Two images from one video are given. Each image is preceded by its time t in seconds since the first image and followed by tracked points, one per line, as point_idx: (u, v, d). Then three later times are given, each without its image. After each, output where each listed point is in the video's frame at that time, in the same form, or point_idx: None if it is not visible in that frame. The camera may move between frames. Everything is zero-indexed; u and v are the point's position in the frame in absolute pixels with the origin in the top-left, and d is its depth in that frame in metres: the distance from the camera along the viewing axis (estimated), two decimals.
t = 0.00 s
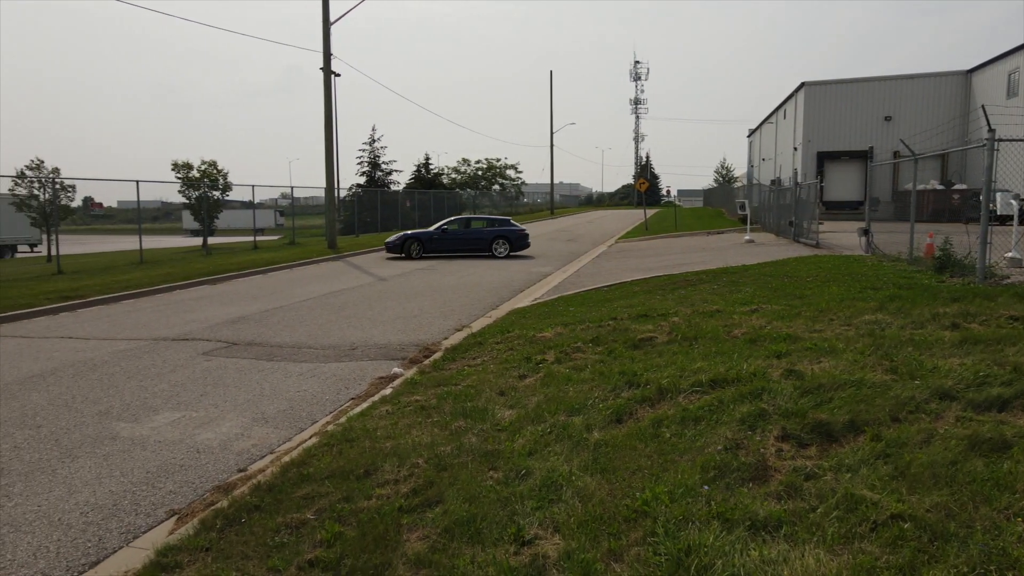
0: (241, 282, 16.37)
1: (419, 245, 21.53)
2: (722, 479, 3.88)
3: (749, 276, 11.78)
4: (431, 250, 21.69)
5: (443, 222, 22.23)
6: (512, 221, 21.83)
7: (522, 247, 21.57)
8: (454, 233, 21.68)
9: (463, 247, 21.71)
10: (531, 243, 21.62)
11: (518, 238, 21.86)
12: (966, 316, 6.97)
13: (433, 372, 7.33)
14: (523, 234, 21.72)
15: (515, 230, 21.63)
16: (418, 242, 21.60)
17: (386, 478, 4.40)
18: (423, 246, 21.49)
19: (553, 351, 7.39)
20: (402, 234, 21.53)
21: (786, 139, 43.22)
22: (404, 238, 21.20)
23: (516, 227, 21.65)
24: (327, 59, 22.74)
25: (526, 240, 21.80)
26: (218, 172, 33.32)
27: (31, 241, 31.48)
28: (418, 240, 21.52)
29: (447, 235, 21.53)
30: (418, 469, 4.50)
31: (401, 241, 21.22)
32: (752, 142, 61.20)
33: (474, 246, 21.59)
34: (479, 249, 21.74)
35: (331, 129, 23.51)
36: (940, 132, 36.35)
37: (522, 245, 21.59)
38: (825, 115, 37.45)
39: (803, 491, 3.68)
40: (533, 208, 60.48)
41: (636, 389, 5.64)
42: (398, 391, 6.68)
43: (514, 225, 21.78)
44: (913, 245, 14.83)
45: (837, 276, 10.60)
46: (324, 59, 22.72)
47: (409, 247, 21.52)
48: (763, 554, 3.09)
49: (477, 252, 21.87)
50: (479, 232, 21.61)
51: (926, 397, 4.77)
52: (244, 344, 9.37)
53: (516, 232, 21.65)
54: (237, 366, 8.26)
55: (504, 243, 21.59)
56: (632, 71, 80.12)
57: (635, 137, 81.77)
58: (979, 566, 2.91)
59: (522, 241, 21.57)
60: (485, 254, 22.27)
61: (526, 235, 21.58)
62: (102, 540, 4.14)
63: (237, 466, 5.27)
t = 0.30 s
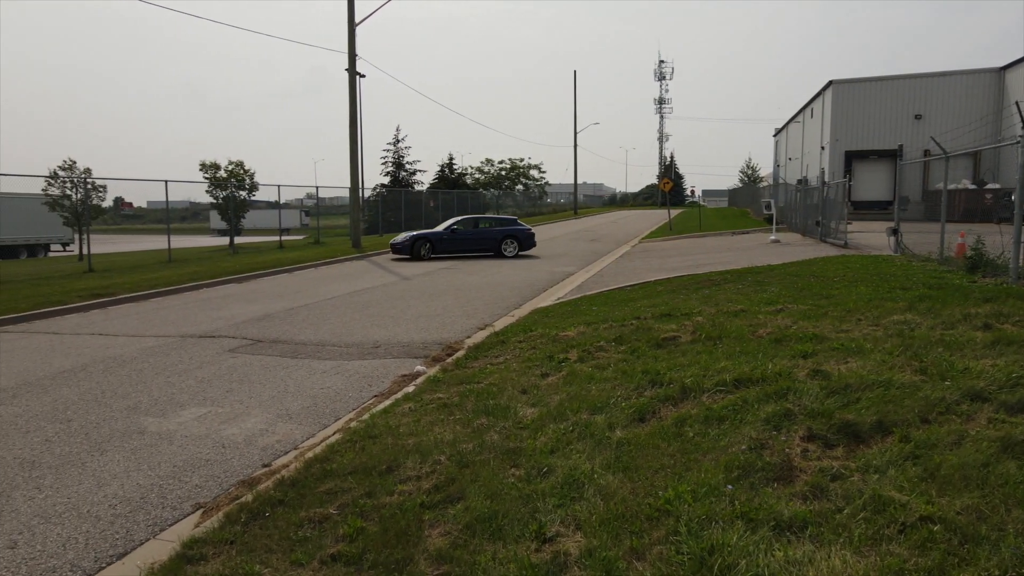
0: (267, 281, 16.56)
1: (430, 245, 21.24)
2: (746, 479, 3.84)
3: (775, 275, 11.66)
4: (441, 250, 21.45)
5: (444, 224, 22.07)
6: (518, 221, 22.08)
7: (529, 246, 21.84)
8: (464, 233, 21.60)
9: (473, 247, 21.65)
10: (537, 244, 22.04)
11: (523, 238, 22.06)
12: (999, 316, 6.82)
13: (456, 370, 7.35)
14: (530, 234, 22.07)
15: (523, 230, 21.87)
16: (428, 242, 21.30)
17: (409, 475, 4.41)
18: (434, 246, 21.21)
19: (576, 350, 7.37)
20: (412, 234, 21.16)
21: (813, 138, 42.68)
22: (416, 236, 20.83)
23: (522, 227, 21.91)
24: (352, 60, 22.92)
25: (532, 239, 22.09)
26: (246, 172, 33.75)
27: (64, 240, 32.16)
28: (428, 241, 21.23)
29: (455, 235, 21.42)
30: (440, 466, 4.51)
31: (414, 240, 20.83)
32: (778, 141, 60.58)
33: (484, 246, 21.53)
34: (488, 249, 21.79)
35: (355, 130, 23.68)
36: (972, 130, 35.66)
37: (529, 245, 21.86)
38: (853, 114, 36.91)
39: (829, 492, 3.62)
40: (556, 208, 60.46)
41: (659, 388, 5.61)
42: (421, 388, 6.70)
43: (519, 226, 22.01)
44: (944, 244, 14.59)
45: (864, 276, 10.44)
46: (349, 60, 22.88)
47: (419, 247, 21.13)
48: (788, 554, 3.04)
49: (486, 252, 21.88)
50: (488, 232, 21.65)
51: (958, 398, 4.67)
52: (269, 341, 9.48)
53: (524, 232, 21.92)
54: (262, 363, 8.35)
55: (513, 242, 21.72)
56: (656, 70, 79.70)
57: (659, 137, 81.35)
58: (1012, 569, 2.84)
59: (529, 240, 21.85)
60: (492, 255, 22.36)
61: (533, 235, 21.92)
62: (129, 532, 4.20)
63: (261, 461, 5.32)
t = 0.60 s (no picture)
0: (288, 279, 16.70)
1: (439, 245, 21.03)
2: (768, 478, 3.80)
3: (797, 275, 11.54)
4: (450, 250, 21.29)
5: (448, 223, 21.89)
6: (522, 220, 22.12)
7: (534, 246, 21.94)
8: (472, 233, 21.51)
9: (480, 247, 21.57)
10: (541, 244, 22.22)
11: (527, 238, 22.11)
12: None
13: (476, 368, 7.35)
14: (534, 234, 22.18)
15: (528, 229, 21.95)
16: (437, 242, 21.10)
17: (428, 471, 4.42)
18: (443, 246, 21.02)
19: (596, 348, 7.34)
20: (421, 234, 20.89)
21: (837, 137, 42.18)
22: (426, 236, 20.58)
23: (527, 227, 21.98)
24: (373, 60, 23.05)
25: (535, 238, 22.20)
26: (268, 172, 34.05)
27: (91, 239, 32.68)
28: (437, 241, 21.02)
29: (463, 235, 21.28)
30: (460, 462, 4.52)
31: (422, 240, 20.57)
32: (801, 140, 59.89)
33: (492, 246, 21.45)
34: (494, 249, 21.74)
35: (376, 130, 23.81)
36: (1001, 128, 35.01)
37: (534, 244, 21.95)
38: (878, 112, 36.41)
39: (853, 491, 3.57)
40: (576, 207, 60.34)
41: (680, 386, 5.58)
42: (441, 385, 6.72)
43: (524, 225, 22.04)
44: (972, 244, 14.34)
45: (889, 276, 10.22)
46: (371, 61, 23.03)
47: (428, 247, 20.91)
48: (811, 553, 3.00)
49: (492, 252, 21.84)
50: (495, 231, 21.61)
51: (986, 399, 4.58)
52: (291, 338, 9.56)
53: (528, 231, 22.02)
54: (284, 360, 8.42)
55: (519, 242, 21.75)
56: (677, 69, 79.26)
57: (680, 136, 80.89)
58: None
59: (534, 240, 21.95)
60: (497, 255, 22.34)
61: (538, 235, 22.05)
62: (152, 524, 4.25)
63: (283, 456, 5.36)
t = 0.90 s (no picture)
0: (308, 277, 16.82)
1: (449, 245, 20.67)
2: (790, 476, 3.76)
3: (820, 274, 11.41)
4: (459, 250, 20.99)
5: (451, 223, 21.54)
6: (523, 220, 22.19)
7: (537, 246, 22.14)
8: (480, 233, 21.32)
9: (488, 247, 21.46)
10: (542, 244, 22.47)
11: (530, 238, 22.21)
12: None
13: (495, 365, 7.35)
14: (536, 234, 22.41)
15: (531, 228, 22.10)
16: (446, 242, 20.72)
17: (447, 466, 4.43)
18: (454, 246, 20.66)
19: (616, 346, 7.30)
20: (432, 234, 20.41)
21: (861, 135, 41.67)
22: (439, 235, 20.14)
23: (531, 226, 22.07)
24: (393, 60, 23.13)
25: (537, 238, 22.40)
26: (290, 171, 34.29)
27: (117, 238, 33.18)
28: (447, 241, 20.66)
29: (473, 234, 21.04)
30: (478, 458, 4.52)
31: (436, 239, 20.13)
32: (824, 138, 59.12)
33: (500, 245, 21.38)
34: (500, 249, 21.69)
35: (396, 129, 23.90)
36: None
37: (536, 244, 22.13)
38: (902, 110, 35.91)
39: (877, 491, 3.52)
40: (596, 207, 60.19)
41: (700, 384, 5.55)
42: (460, 383, 6.73)
43: (526, 225, 22.12)
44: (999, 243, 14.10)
45: (914, 276, 10.02)
46: (390, 60, 23.13)
47: (439, 247, 20.46)
48: (834, 552, 2.96)
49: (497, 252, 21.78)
50: (502, 230, 21.57)
51: (1013, 398, 4.49)
52: (311, 336, 9.62)
53: (531, 231, 22.15)
54: (304, 357, 8.48)
55: (525, 241, 21.83)
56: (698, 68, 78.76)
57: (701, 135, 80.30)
58: None
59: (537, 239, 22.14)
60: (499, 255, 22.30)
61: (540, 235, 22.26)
62: (175, 517, 4.30)
63: (303, 451, 5.40)
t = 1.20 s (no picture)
0: (328, 276, 16.93)
1: (461, 245, 20.30)
2: (812, 474, 3.73)
3: (842, 273, 11.27)
4: (470, 251, 20.65)
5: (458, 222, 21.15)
6: (527, 220, 22.00)
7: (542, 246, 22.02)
8: (490, 232, 21.03)
9: (496, 248, 21.18)
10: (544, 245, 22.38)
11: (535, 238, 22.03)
12: None
13: (513, 363, 7.35)
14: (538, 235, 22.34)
15: (536, 228, 21.97)
16: (457, 242, 20.35)
17: (466, 462, 4.43)
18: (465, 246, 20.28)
19: (635, 344, 7.28)
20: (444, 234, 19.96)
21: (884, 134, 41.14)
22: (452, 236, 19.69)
23: (536, 226, 21.90)
24: (413, 60, 23.21)
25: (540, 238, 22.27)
26: (310, 171, 34.50)
27: (140, 237, 33.63)
28: (459, 241, 20.28)
29: (483, 234, 20.74)
30: (497, 454, 4.53)
31: (448, 240, 19.70)
32: (847, 137, 58.45)
33: (508, 246, 21.15)
34: (508, 249, 21.44)
35: (416, 129, 23.98)
36: None
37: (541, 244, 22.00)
38: (927, 108, 35.39)
39: (901, 489, 3.48)
40: (615, 207, 60.01)
41: (720, 382, 5.51)
42: (479, 380, 6.74)
43: (531, 225, 21.94)
44: None
45: (939, 275, 9.87)
46: (410, 60, 23.21)
47: (451, 248, 20.04)
48: (857, 550, 2.92)
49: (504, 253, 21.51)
50: (510, 230, 21.37)
51: None
52: (331, 333, 9.69)
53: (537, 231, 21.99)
54: (324, 353, 8.54)
55: (531, 241, 21.69)
56: (718, 67, 78.27)
57: (721, 135, 79.76)
58: None
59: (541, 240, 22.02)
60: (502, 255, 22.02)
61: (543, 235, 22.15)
62: (197, 510, 4.35)
63: (323, 446, 5.44)
